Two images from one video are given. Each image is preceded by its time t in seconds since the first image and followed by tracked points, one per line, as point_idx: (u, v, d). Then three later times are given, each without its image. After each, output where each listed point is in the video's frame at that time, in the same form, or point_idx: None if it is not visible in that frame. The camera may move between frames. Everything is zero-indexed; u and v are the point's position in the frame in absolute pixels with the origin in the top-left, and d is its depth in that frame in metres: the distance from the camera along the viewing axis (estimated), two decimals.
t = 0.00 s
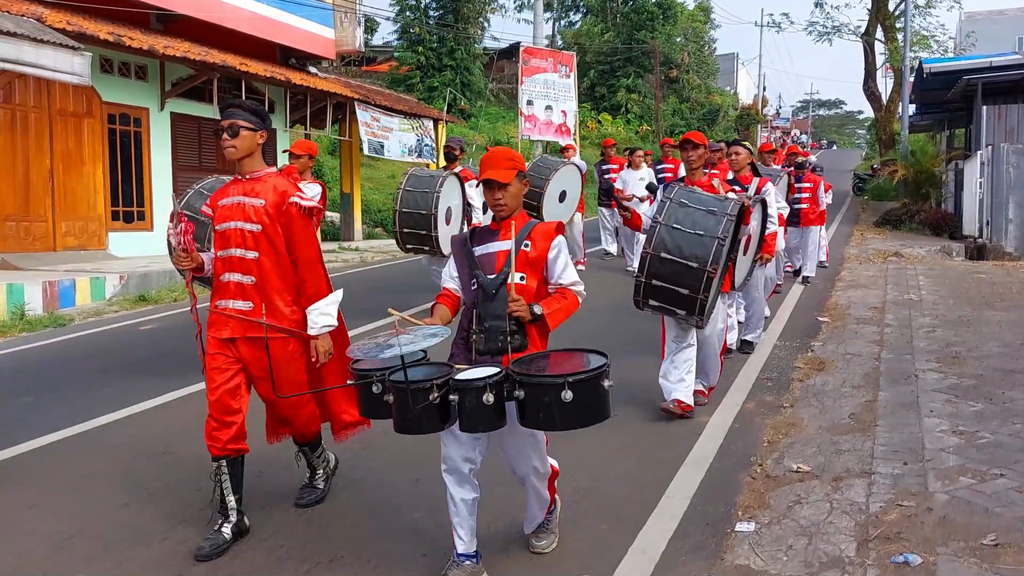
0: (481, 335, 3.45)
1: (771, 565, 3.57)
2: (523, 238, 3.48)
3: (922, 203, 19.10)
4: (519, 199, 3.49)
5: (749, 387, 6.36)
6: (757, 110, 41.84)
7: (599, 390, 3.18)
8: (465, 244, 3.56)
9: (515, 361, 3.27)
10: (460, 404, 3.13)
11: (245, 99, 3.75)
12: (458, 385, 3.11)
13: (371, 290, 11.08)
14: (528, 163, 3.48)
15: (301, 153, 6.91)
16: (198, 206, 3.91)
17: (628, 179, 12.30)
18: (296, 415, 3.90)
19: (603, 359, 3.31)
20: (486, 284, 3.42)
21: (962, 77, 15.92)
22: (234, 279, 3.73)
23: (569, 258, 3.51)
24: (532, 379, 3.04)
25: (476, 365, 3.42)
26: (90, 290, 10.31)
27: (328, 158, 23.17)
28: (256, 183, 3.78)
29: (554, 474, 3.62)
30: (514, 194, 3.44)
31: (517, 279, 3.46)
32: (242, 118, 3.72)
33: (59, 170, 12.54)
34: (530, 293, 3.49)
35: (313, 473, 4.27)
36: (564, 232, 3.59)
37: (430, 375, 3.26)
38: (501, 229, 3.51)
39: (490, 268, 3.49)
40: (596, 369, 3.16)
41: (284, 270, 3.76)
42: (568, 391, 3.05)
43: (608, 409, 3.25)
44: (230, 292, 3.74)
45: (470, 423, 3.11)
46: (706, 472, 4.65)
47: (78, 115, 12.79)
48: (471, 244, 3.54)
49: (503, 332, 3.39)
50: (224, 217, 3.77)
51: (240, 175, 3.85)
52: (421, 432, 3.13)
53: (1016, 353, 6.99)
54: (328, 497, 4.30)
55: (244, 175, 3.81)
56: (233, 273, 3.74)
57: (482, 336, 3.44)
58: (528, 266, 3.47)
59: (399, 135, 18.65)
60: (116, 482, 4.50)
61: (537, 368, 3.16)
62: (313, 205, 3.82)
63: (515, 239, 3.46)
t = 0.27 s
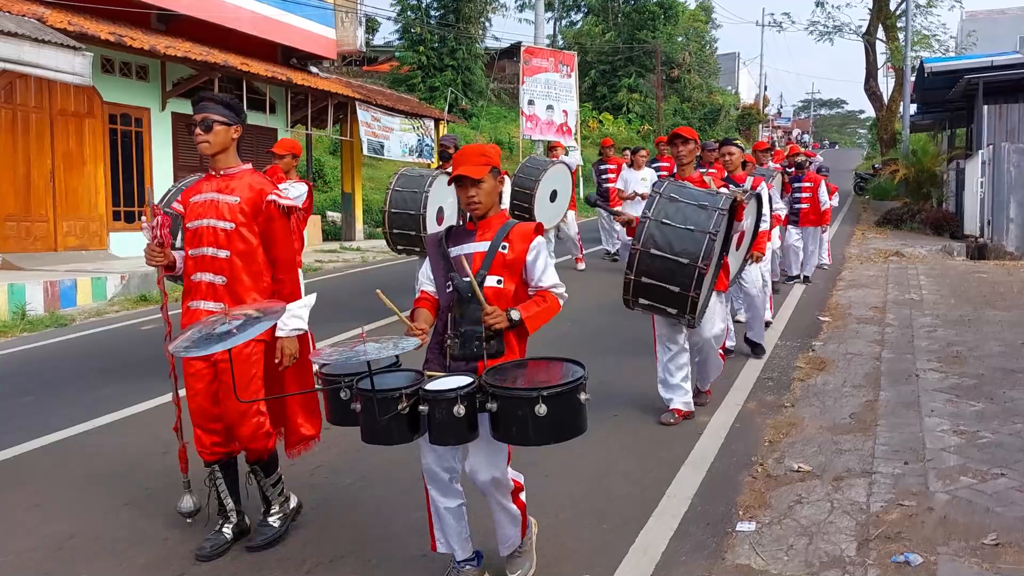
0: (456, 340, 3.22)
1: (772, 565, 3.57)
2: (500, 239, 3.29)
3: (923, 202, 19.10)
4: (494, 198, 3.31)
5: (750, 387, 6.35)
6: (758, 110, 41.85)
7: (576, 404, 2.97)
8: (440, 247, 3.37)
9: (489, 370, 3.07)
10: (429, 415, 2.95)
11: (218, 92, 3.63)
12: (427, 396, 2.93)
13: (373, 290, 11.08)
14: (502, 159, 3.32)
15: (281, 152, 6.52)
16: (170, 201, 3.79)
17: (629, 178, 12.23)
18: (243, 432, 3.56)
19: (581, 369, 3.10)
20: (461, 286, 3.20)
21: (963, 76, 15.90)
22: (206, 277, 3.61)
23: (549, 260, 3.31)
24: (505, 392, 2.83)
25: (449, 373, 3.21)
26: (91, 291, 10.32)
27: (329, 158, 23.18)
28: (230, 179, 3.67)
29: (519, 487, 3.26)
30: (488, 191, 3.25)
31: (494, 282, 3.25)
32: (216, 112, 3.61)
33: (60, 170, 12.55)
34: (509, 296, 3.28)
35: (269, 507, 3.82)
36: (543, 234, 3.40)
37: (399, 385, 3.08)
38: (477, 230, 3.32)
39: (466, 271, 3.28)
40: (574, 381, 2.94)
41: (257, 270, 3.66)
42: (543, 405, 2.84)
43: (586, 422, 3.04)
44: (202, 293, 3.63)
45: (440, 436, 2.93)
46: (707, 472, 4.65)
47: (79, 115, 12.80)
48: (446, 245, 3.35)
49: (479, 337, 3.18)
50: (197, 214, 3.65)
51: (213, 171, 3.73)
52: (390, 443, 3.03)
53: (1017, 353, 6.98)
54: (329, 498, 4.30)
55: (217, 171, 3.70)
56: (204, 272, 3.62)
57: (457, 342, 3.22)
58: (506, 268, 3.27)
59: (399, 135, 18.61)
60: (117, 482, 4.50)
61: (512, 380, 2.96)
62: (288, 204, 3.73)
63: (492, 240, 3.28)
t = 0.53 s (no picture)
0: (440, 346, 3.11)
1: (773, 565, 3.56)
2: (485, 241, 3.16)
3: (924, 202, 19.07)
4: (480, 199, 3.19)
5: (751, 387, 6.34)
6: (759, 109, 41.83)
7: (565, 411, 2.89)
8: (422, 249, 3.23)
9: (476, 378, 2.97)
10: (414, 425, 2.83)
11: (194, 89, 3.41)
12: (412, 405, 2.81)
13: (373, 290, 11.08)
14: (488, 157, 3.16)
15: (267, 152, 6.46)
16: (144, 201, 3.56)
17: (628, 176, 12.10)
18: (199, 446, 3.33)
19: (570, 375, 3.01)
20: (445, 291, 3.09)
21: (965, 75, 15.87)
22: (179, 283, 3.39)
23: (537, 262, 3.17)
24: (493, 400, 2.74)
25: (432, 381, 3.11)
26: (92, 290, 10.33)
27: (330, 158, 23.18)
28: (205, 180, 3.45)
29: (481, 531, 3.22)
30: (473, 191, 3.13)
31: (479, 286, 3.12)
32: (192, 110, 3.38)
33: (61, 169, 12.55)
34: (495, 301, 3.15)
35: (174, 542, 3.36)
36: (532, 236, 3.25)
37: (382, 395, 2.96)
38: (463, 232, 3.19)
39: (450, 274, 3.15)
40: (563, 388, 2.87)
41: (233, 276, 3.44)
42: (532, 413, 2.76)
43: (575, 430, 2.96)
44: (177, 299, 3.40)
45: (425, 447, 2.82)
46: (708, 472, 4.65)
47: (79, 114, 12.80)
48: (429, 247, 3.22)
49: (464, 344, 3.06)
50: (170, 217, 3.42)
51: (187, 169, 3.49)
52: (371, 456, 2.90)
53: (1018, 353, 6.97)
54: (329, 498, 4.30)
55: (192, 170, 3.46)
56: (178, 278, 3.40)
57: (441, 349, 3.11)
58: (491, 272, 3.14)
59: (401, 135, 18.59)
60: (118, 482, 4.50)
61: (500, 387, 2.87)
62: (267, 205, 3.49)
63: (477, 242, 3.14)
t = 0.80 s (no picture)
0: (423, 363, 2.88)
1: (774, 564, 3.57)
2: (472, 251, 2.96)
3: (924, 201, 19.08)
4: (468, 207, 3.00)
5: (752, 387, 6.33)
6: (760, 109, 41.82)
7: (559, 440, 2.59)
8: (405, 258, 3.02)
9: (461, 400, 2.70)
10: (394, 453, 2.57)
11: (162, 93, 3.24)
12: (392, 432, 2.55)
13: (375, 289, 11.09)
14: (478, 162, 3.01)
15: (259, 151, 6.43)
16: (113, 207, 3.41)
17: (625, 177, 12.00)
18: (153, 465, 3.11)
19: (565, 399, 2.71)
20: (428, 304, 2.88)
21: (966, 75, 15.86)
22: (140, 294, 3.21)
23: (526, 276, 2.98)
24: (480, 427, 2.47)
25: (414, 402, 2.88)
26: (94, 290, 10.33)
27: (331, 158, 23.20)
28: (172, 187, 3.28)
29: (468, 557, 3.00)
30: (461, 198, 2.95)
31: (466, 300, 2.91)
32: (158, 113, 3.21)
33: (62, 168, 12.57)
34: (482, 316, 2.94)
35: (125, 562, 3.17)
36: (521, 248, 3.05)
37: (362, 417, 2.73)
38: (449, 240, 2.99)
39: (436, 286, 2.95)
40: (559, 413, 2.57)
41: (196, 289, 3.23)
42: (523, 442, 2.47)
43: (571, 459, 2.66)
44: (138, 310, 3.23)
45: (406, 476, 2.55)
46: (709, 471, 4.66)
47: (80, 113, 12.81)
48: (413, 256, 3.02)
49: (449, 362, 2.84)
50: (132, 224, 3.26)
51: (154, 176, 3.33)
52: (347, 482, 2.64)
53: (1019, 352, 6.97)
54: (331, 498, 4.30)
55: (158, 176, 3.30)
56: (138, 288, 3.22)
57: (424, 365, 2.88)
58: (478, 286, 2.93)
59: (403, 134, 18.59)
60: (119, 482, 4.51)
61: (491, 411, 2.59)
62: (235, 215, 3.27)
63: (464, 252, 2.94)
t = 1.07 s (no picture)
0: (407, 370, 2.79)
1: (774, 564, 3.56)
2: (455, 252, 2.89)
3: (925, 201, 19.07)
4: (447, 203, 2.92)
5: (752, 387, 6.33)
6: (761, 109, 41.79)
7: (553, 446, 2.51)
8: (384, 262, 2.95)
9: (448, 410, 2.62)
10: (377, 468, 2.47)
11: (119, 86, 3.06)
12: (374, 446, 2.44)
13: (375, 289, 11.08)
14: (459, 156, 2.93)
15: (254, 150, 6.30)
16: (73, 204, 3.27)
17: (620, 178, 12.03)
18: (124, 480, 3.04)
19: (559, 404, 2.62)
20: (410, 308, 2.80)
21: (966, 74, 15.84)
22: (94, 300, 3.10)
23: (513, 272, 2.91)
24: (467, 438, 2.38)
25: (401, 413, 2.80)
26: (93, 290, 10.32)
27: (331, 157, 23.19)
28: (128, 185, 3.14)
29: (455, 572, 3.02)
30: (439, 194, 2.87)
31: (451, 301, 2.84)
32: (113, 109, 3.03)
33: (62, 168, 12.57)
34: (469, 316, 2.87)
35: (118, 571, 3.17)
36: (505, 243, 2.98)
37: (340, 433, 2.60)
38: (430, 242, 2.92)
39: (418, 289, 2.89)
40: (550, 419, 2.49)
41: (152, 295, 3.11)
42: (514, 452, 2.39)
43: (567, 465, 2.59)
44: (92, 316, 3.10)
45: (390, 492, 2.46)
46: (709, 471, 4.67)
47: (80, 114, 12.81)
48: (393, 260, 2.94)
49: (433, 369, 2.76)
50: (89, 224, 3.13)
51: (112, 173, 3.18)
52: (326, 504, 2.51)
53: (1019, 352, 6.96)
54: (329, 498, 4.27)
55: (115, 175, 3.15)
56: (93, 292, 3.10)
57: (409, 375, 2.79)
58: (463, 285, 2.86)
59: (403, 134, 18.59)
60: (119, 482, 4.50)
61: (479, 421, 2.51)
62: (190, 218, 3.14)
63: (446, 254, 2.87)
